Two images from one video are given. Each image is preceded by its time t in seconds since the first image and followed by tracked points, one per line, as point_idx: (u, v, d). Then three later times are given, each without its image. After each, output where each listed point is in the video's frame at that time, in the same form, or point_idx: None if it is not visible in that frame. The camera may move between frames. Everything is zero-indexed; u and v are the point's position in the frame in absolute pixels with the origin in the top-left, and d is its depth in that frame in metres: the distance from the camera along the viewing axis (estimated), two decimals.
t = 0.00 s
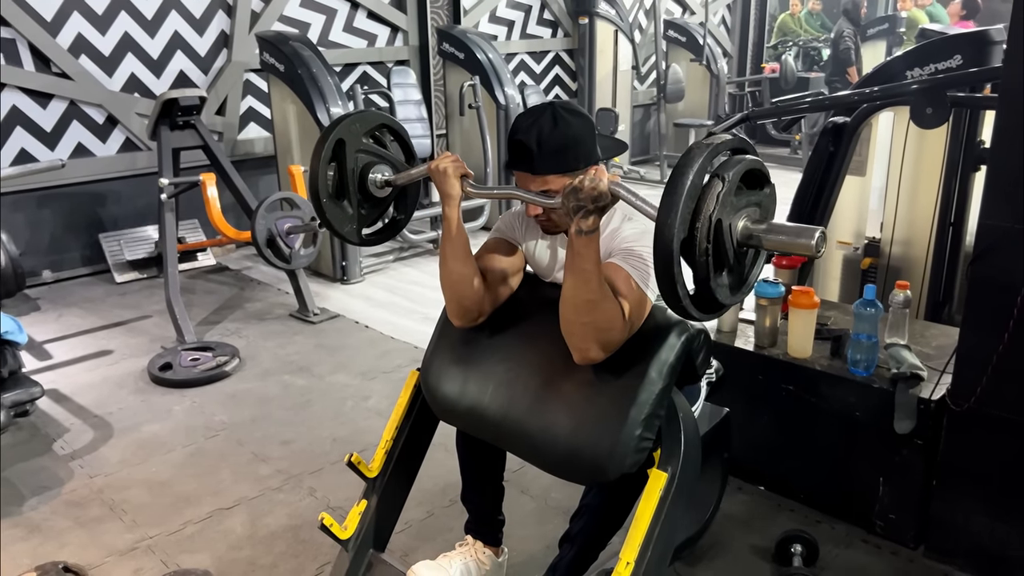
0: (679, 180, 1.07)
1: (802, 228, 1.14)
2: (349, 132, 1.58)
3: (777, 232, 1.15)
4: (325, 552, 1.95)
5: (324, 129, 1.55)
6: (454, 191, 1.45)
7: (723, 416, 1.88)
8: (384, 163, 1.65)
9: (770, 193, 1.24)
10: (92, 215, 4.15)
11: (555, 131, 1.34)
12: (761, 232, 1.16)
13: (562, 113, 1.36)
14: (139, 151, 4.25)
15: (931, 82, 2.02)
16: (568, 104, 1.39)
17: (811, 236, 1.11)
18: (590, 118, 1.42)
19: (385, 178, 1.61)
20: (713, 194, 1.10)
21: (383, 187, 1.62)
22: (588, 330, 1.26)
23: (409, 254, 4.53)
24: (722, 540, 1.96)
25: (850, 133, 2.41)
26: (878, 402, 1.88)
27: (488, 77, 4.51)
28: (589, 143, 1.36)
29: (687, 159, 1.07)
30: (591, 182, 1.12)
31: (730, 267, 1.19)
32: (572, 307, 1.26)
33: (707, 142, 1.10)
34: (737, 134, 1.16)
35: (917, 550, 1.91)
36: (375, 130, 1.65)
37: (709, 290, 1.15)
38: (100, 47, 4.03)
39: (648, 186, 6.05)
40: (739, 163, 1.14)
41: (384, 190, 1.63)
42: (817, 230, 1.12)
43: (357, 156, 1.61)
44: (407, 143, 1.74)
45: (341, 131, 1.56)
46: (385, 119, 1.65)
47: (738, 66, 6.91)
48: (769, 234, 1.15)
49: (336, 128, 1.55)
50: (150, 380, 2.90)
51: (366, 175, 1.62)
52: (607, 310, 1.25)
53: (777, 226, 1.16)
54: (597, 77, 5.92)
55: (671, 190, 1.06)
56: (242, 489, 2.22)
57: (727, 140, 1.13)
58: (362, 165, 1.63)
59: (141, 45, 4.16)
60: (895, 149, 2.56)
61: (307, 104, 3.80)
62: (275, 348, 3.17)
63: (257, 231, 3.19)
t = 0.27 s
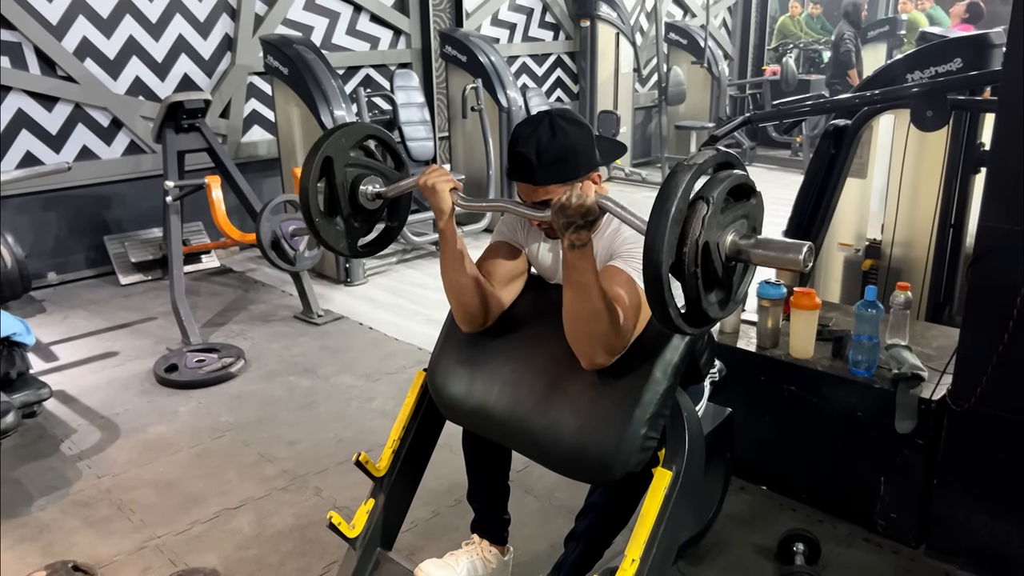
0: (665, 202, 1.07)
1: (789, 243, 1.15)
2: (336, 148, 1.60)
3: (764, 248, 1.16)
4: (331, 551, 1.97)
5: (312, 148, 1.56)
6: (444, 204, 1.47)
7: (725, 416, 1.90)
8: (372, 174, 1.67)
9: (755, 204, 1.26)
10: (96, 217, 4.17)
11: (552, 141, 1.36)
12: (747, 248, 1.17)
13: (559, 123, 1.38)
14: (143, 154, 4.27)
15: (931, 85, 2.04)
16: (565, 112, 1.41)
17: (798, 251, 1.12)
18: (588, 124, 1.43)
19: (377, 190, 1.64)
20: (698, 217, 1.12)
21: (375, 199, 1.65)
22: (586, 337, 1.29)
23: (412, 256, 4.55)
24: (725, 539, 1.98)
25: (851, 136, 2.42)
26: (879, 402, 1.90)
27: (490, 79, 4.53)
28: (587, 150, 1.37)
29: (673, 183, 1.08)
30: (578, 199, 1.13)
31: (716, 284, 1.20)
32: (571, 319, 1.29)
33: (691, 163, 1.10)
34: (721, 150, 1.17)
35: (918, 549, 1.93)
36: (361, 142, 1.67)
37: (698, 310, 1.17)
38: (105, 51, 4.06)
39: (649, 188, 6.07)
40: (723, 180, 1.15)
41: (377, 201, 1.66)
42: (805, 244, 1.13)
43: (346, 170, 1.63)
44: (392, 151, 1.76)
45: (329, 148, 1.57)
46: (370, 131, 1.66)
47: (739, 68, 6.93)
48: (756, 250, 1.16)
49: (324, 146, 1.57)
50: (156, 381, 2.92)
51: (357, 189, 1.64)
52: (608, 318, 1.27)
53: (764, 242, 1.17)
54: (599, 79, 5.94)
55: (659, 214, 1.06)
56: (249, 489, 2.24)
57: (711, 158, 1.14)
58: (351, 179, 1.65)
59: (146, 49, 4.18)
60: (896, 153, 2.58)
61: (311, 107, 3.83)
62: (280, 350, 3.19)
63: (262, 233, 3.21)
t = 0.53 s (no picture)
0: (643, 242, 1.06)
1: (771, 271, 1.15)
2: (318, 174, 1.61)
3: (746, 276, 1.16)
4: (336, 547, 1.99)
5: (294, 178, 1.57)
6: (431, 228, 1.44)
7: (726, 413, 1.93)
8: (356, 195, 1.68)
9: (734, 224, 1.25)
10: (100, 217, 4.19)
11: (543, 155, 1.35)
12: (729, 275, 1.17)
13: (547, 135, 1.37)
14: (147, 154, 4.29)
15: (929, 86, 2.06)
16: (553, 122, 1.40)
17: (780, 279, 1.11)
18: (577, 130, 1.43)
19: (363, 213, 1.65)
20: (675, 254, 1.11)
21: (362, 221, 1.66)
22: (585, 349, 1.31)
23: (414, 256, 4.58)
24: (725, 535, 2.00)
25: (851, 136, 2.44)
26: (879, 399, 1.92)
27: (492, 79, 4.55)
28: (580, 157, 1.37)
29: (649, 223, 1.06)
30: (560, 229, 1.11)
31: (698, 312, 1.20)
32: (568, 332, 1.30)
33: (667, 200, 1.09)
34: (696, 179, 1.16)
35: (917, 544, 1.95)
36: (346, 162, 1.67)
37: (681, 342, 1.17)
38: (110, 51, 4.08)
39: (650, 188, 6.10)
40: (702, 211, 1.14)
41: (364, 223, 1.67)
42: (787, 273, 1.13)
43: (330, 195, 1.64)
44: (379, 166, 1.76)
45: (310, 176, 1.58)
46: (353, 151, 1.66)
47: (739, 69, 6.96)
48: (738, 278, 1.15)
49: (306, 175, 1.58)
50: (161, 379, 2.94)
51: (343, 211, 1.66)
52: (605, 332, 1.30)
53: (746, 269, 1.17)
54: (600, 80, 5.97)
55: (637, 257, 1.05)
56: (254, 486, 2.26)
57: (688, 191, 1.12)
58: (336, 202, 1.66)
59: (150, 49, 4.21)
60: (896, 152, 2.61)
61: (315, 107, 3.85)
62: (283, 349, 3.21)
63: (266, 232, 3.23)
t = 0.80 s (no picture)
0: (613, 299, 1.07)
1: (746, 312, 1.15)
2: (301, 203, 1.60)
3: (722, 315, 1.17)
4: (340, 540, 2.01)
5: (276, 212, 1.57)
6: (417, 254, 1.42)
7: (725, 407, 1.94)
8: (342, 214, 1.68)
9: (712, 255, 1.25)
10: (103, 215, 4.22)
11: (543, 167, 1.36)
12: (704, 314, 1.18)
13: (545, 144, 1.36)
14: (150, 152, 4.31)
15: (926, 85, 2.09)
16: (548, 129, 1.39)
17: (753, 323, 1.12)
18: (572, 133, 1.42)
19: (350, 232, 1.65)
20: (646, 305, 1.11)
21: (349, 240, 1.67)
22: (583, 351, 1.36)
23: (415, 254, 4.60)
24: (725, 528, 2.02)
25: (849, 136, 2.47)
26: (876, 394, 1.94)
27: (493, 79, 4.57)
28: (578, 165, 1.38)
29: (618, 278, 1.07)
30: (538, 266, 1.20)
31: (674, 350, 1.22)
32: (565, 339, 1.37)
33: (635, 251, 1.09)
34: (667, 222, 1.15)
35: (912, 538, 1.97)
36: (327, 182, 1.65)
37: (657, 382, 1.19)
38: (113, 50, 4.11)
39: (650, 188, 6.12)
40: (673, 256, 1.14)
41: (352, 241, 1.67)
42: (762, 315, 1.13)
43: (317, 220, 1.64)
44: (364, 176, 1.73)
45: (293, 206, 1.58)
46: (332, 171, 1.63)
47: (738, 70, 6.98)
48: (714, 319, 1.16)
49: (288, 208, 1.57)
50: (165, 375, 2.97)
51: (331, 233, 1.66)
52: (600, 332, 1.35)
53: (722, 309, 1.17)
54: (600, 80, 5.98)
55: (607, 315, 1.06)
56: (258, 480, 2.29)
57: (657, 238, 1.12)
58: (323, 224, 1.66)
59: (153, 48, 4.23)
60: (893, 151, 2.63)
61: (317, 106, 3.87)
62: (286, 346, 3.24)
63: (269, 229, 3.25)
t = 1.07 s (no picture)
0: (576, 388, 1.07)
1: (716, 376, 1.11)
2: (282, 253, 1.53)
3: (693, 379, 1.13)
4: (343, 532, 2.04)
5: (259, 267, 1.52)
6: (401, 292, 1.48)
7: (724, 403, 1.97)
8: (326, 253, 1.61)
9: (683, 302, 1.18)
10: (107, 213, 4.24)
11: (535, 181, 1.38)
12: (675, 376, 1.14)
13: (535, 157, 1.39)
14: (153, 151, 4.33)
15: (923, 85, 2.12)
16: (539, 142, 1.41)
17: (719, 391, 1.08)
18: (564, 143, 1.44)
19: (336, 272, 1.59)
20: (613, 383, 1.09)
21: (337, 281, 1.60)
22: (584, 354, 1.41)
23: (416, 253, 4.63)
24: (723, 522, 2.05)
25: (847, 135, 2.50)
26: (872, 389, 1.97)
27: (494, 79, 4.61)
28: (570, 176, 1.41)
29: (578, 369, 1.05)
30: (512, 326, 1.21)
31: (651, 408, 1.19)
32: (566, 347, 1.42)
33: (592, 337, 1.05)
34: (628, 293, 1.09)
35: (908, 531, 2.00)
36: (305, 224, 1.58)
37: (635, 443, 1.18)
38: (117, 49, 4.13)
39: (649, 187, 6.15)
40: (635, 329, 1.09)
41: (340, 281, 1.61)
42: (728, 382, 1.10)
43: (302, 265, 1.59)
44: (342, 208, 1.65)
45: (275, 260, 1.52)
46: (309, 214, 1.56)
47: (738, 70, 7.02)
48: (684, 384, 1.13)
49: (269, 261, 1.51)
50: (169, 371, 3.00)
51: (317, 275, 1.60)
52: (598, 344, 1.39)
53: (693, 371, 1.13)
54: (601, 79, 6.01)
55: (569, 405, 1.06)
56: (262, 473, 2.31)
57: (615, 317, 1.07)
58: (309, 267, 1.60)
59: (156, 47, 4.26)
60: (890, 150, 2.66)
61: (319, 105, 3.90)
62: (289, 342, 3.27)
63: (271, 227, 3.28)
